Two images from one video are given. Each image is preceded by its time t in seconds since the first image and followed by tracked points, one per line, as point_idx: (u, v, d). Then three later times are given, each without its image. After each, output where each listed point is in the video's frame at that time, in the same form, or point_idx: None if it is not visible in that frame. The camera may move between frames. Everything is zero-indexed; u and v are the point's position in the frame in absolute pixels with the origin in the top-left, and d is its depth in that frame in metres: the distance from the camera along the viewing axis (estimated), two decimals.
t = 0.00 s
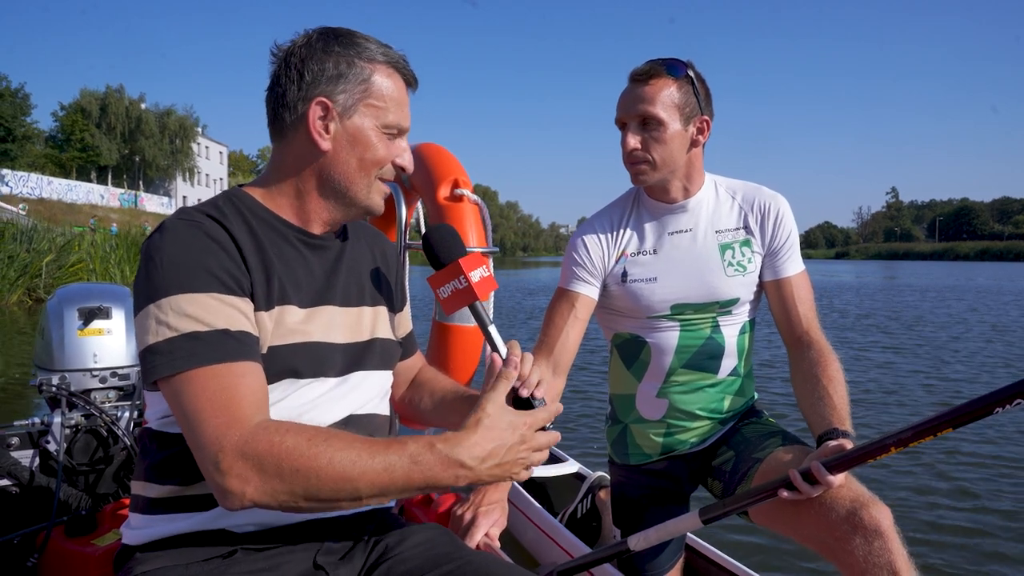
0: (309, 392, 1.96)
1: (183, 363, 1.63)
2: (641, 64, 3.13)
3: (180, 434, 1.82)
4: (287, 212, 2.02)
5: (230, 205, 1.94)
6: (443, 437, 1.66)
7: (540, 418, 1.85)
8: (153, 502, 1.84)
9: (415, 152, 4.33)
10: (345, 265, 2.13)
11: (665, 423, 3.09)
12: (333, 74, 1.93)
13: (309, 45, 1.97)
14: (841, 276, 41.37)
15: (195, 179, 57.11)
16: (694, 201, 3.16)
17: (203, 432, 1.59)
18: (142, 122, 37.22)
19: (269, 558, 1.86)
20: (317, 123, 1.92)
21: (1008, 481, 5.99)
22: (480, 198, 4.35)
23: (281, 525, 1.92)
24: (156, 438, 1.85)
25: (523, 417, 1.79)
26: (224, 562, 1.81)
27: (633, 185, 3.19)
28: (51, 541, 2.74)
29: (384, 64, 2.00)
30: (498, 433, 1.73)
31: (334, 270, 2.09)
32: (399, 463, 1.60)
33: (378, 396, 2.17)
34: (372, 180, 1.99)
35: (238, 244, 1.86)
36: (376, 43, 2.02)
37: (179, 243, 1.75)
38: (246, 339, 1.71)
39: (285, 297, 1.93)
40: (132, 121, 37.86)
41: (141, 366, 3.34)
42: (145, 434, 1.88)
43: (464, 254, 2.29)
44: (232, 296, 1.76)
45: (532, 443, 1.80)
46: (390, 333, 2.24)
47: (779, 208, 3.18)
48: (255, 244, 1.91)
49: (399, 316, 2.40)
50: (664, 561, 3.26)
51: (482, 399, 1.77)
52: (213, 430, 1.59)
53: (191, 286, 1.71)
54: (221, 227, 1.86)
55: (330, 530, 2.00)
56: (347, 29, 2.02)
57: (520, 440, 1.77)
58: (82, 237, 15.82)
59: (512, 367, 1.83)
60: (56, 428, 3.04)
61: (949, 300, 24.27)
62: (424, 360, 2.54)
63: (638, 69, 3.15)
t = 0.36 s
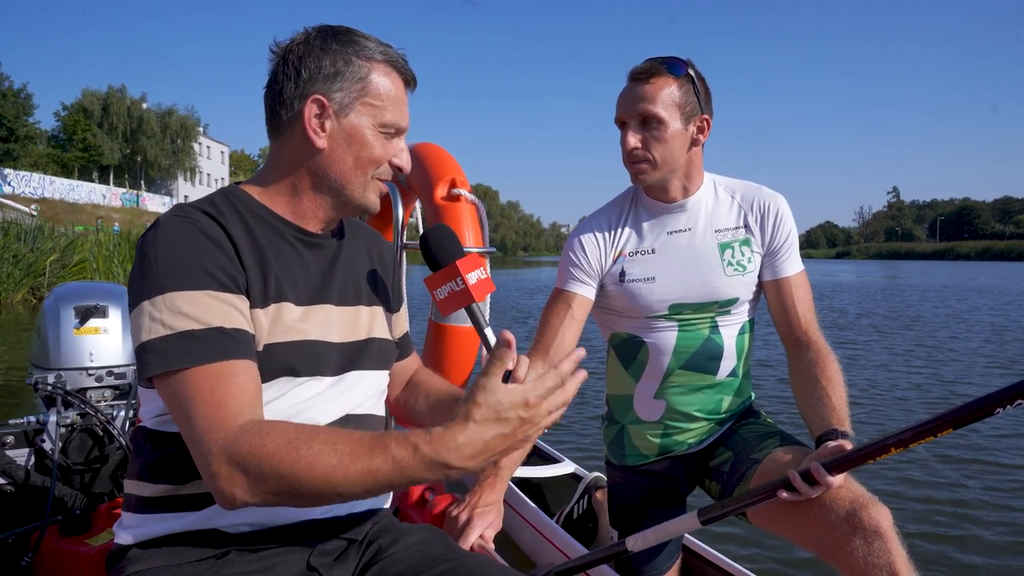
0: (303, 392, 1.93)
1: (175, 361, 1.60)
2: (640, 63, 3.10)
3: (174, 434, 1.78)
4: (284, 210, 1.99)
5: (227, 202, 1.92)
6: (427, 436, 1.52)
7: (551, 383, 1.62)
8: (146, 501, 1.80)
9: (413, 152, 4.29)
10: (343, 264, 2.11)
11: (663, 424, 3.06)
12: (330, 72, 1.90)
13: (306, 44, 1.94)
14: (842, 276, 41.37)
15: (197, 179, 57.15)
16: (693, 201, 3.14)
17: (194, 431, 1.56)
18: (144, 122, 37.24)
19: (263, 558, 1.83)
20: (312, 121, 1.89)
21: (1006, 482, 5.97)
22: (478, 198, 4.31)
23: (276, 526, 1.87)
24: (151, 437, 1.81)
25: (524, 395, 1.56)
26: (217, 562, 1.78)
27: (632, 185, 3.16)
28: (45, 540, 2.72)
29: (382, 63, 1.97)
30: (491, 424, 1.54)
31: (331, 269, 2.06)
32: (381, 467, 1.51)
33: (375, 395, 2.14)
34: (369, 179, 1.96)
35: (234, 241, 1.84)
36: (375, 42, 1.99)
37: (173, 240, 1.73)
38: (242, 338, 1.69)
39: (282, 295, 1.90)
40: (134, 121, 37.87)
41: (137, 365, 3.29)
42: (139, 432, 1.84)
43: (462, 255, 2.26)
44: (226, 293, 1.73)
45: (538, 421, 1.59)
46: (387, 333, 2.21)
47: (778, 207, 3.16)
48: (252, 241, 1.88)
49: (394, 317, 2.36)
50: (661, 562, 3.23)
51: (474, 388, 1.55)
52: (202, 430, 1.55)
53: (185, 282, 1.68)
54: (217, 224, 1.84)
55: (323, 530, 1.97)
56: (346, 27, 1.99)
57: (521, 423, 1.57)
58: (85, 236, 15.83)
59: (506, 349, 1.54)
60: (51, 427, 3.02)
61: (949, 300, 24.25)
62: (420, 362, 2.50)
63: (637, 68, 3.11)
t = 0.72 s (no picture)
0: (301, 393, 1.92)
1: (167, 366, 1.60)
2: (635, 61, 3.09)
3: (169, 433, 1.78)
4: (280, 211, 1.99)
5: (225, 202, 1.91)
6: (416, 482, 1.58)
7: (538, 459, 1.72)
8: (143, 500, 1.79)
9: (410, 151, 4.28)
10: (340, 265, 2.10)
11: (661, 423, 3.05)
12: (327, 72, 1.90)
13: (305, 43, 1.94)
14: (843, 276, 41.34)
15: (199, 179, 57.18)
16: (690, 200, 3.13)
17: (182, 441, 1.57)
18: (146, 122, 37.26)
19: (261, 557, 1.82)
20: (308, 121, 1.89)
21: (1005, 479, 5.96)
22: (475, 197, 4.31)
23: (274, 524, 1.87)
24: (148, 436, 1.81)
25: (513, 463, 1.67)
26: (214, 562, 1.77)
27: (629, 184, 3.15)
28: (44, 540, 2.71)
29: (380, 63, 1.97)
30: (478, 481, 1.62)
31: (328, 271, 2.05)
32: (365, 504, 1.54)
33: (372, 395, 2.13)
34: (366, 180, 1.95)
35: (232, 244, 1.83)
36: (372, 42, 1.99)
37: (170, 244, 1.72)
38: (233, 344, 1.68)
39: (279, 298, 1.89)
40: (136, 121, 37.89)
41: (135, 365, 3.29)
42: (135, 432, 1.83)
43: (460, 257, 2.26)
44: (221, 299, 1.73)
45: (518, 490, 1.69)
46: (384, 334, 2.20)
47: (774, 206, 3.15)
48: (249, 244, 1.88)
49: (393, 316, 2.34)
50: (659, 562, 3.23)
51: (471, 443, 1.65)
52: (191, 441, 1.56)
53: (179, 287, 1.68)
54: (216, 227, 1.83)
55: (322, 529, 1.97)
56: (345, 27, 1.99)
57: (504, 488, 1.66)
58: (89, 237, 15.83)
59: (509, 414, 1.65)
60: (49, 426, 3.01)
61: (950, 299, 24.24)
62: (417, 361, 2.49)
63: (633, 66, 3.11)
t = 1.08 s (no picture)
0: (302, 391, 1.96)
1: (165, 364, 1.63)
2: (634, 63, 3.12)
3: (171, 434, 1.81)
4: (280, 211, 2.02)
5: (225, 203, 1.95)
6: (408, 455, 1.62)
7: (526, 423, 1.77)
8: (147, 500, 1.83)
9: (411, 152, 4.32)
10: (339, 265, 2.14)
11: (660, 422, 3.09)
12: (324, 71, 1.93)
13: (302, 43, 1.98)
14: (843, 276, 41.39)
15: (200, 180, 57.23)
16: (687, 201, 3.16)
17: (176, 439, 1.60)
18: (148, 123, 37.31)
19: (264, 555, 1.85)
20: (306, 120, 1.92)
21: (1002, 479, 6.00)
22: (475, 198, 4.34)
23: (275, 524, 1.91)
24: (150, 436, 1.85)
25: (502, 428, 1.71)
26: (218, 561, 1.80)
27: (628, 185, 3.19)
28: (47, 540, 2.75)
29: (377, 62, 2.00)
30: (469, 450, 1.67)
31: (327, 270, 2.09)
32: (358, 483, 1.58)
33: (373, 395, 2.17)
34: (364, 178, 1.99)
35: (229, 244, 1.87)
36: (370, 42, 2.03)
37: (168, 244, 1.76)
38: (230, 343, 1.72)
39: (277, 297, 1.93)
40: (138, 121, 37.93)
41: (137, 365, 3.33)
42: (138, 432, 1.87)
43: (459, 256, 2.29)
44: (219, 298, 1.76)
45: (510, 455, 1.73)
46: (384, 333, 2.24)
47: (771, 207, 3.18)
48: (247, 243, 1.91)
49: (393, 316, 2.37)
50: (659, 560, 3.26)
51: (458, 413, 1.68)
52: (186, 438, 1.60)
53: (177, 287, 1.71)
54: (214, 227, 1.87)
55: (324, 528, 2.00)
56: (342, 27, 2.03)
57: (497, 454, 1.71)
58: (92, 237, 15.88)
59: (492, 380, 1.70)
60: (51, 426, 3.05)
61: (950, 300, 24.29)
62: (419, 360, 2.52)
63: (631, 68, 3.14)
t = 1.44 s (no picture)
0: (302, 392, 1.97)
1: (164, 365, 1.65)
2: (632, 65, 3.13)
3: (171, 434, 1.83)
4: (280, 213, 2.04)
5: (224, 204, 1.97)
6: (401, 439, 1.63)
7: (517, 399, 1.79)
8: (147, 500, 1.84)
9: (411, 152, 4.33)
10: (339, 266, 2.15)
11: (660, 420, 3.10)
12: (324, 73, 1.95)
13: (302, 45, 1.99)
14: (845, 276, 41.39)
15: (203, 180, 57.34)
16: (686, 201, 3.18)
17: (173, 440, 1.62)
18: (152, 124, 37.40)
19: (264, 556, 1.87)
20: (306, 122, 1.94)
21: (1001, 477, 6.02)
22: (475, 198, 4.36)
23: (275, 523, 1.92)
24: (150, 436, 1.86)
25: (493, 405, 1.73)
26: (218, 560, 1.82)
27: (626, 185, 3.20)
28: (48, 539, 2.77)
29: (377, 64, 2.01)
30: (462, 428, 1.68)
31: (327, 271, 2.11)
32: (355, 470, 1.60)
33: (372, 395, 2.19)
34: (363, 180, 2.00)
35: (229, 245, 1.89)
36: (370, 44, 2.04)
37: (167, 246, 1.78)
38: (228, 345, 1.73)
39: (276, 298, 1.94)
40: (141, 122, 38.03)
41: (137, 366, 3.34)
42: (138, 432, 1.88)
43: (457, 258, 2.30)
44: (218, 299, 1.78)
45: (503, 431, 1.75)
46: (384, 334, 2.25)
47: (769, 207, 3.20)
48: (247, 245, 1.93)
49: (393, 316, 2.39)
50: (659, 557, 3.27)
51: (449, 393, 1.70)
52: (184, 439, 1.61)
53: (176, 288, 1.73)
54: (214, 228, 1.89)
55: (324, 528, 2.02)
56: (342, 29, 2.05)
57: (490, 431, 1.73)
58: (97, 237, 15.95)
59: (478, 356, 1.71)
60: (52, 426, 3.06)
61: (951, 300, 24.29)
62: (419, 360, 2.53)
63: (629, 70, 3.15)
